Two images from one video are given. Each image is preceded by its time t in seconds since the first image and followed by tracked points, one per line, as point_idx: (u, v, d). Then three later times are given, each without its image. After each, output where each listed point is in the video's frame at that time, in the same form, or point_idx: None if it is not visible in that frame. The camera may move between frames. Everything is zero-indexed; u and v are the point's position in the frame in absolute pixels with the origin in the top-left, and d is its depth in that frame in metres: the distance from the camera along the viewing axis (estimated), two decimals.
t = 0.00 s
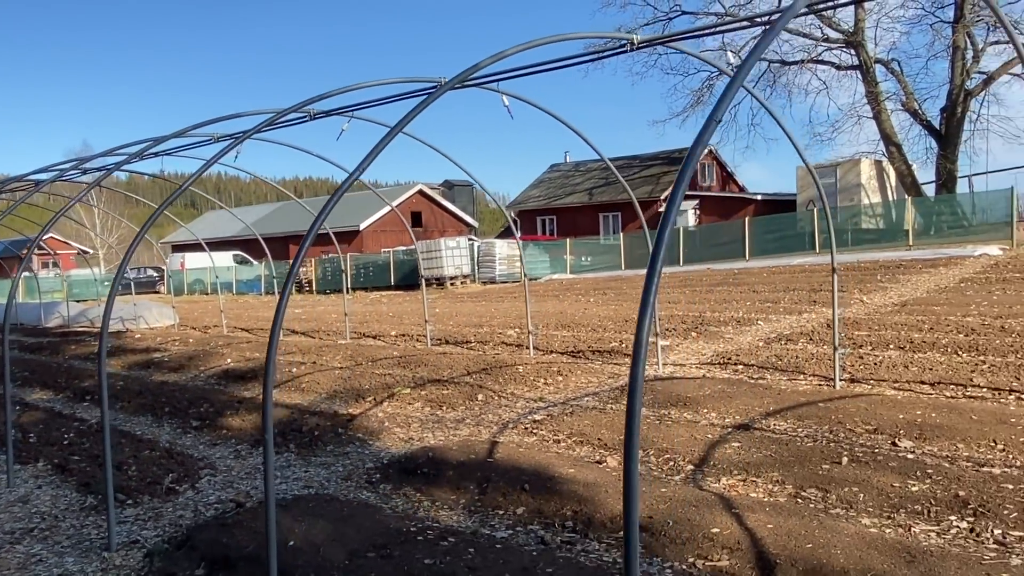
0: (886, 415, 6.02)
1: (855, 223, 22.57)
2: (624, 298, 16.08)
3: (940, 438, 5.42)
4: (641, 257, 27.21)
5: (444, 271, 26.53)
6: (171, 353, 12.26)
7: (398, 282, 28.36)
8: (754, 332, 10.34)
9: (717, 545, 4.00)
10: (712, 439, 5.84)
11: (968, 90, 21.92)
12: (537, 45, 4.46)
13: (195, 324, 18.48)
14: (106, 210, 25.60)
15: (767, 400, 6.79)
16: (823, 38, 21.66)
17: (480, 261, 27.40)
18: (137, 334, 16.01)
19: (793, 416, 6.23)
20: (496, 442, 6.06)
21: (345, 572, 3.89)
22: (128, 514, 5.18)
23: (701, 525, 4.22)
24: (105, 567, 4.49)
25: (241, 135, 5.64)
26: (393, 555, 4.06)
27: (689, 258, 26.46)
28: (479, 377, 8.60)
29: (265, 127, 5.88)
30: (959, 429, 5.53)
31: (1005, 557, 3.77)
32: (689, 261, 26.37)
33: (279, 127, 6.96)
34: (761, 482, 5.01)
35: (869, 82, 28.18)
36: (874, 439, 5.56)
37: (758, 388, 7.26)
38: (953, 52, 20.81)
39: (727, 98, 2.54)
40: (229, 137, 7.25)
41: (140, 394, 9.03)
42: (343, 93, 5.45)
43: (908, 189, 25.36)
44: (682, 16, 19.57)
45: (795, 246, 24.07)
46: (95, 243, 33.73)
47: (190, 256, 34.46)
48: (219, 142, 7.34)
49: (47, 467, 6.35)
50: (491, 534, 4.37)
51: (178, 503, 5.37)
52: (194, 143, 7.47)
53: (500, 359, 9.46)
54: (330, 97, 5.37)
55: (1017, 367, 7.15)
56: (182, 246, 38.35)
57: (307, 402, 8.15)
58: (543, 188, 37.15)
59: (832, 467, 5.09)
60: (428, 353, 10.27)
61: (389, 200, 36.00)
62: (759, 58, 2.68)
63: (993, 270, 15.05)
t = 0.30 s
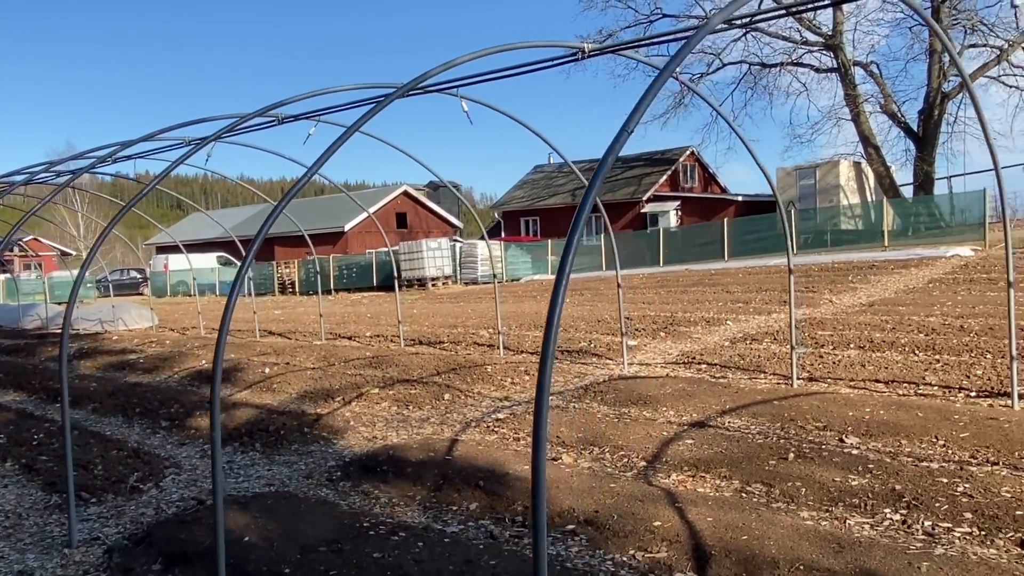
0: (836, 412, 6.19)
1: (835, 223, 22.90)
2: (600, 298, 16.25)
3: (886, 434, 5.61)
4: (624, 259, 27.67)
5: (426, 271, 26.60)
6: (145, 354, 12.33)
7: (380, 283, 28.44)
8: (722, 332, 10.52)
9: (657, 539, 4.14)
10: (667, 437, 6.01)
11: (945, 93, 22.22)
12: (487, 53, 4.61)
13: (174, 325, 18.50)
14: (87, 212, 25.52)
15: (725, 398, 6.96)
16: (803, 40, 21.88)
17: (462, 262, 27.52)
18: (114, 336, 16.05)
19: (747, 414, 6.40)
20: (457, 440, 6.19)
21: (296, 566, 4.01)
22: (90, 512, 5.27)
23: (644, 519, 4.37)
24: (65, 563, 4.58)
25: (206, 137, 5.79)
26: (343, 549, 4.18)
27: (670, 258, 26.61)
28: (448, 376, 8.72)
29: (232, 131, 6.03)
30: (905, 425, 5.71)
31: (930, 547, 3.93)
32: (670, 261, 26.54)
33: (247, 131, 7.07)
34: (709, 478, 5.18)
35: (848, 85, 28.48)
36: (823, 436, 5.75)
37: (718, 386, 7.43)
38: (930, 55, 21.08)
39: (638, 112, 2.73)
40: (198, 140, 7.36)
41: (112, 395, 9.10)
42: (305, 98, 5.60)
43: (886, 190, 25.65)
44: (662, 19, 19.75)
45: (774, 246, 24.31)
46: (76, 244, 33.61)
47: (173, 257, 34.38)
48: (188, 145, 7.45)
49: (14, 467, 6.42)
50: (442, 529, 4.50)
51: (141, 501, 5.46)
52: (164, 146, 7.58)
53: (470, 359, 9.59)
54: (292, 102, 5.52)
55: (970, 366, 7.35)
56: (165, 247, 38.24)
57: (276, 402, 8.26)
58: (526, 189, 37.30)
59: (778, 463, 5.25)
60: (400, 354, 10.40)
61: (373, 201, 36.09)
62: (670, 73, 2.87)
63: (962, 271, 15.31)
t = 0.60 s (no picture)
0: (813, 414, 6.32)
1: (834, 226, 22.83)
2: (595, 301, 16.39)
3: (858, 436, 5.72)
4: (621, 261, 27.68)
5: (426, 275, 26.70)
6: (142, 357, 12.50)
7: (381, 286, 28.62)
8: (710, 335, 10.65)
9: (623, 537, 4.27)
10: (645, 438, 6.13)
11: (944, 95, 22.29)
12: (461, 65, 4.75)
13: (174, 328, 18.67)
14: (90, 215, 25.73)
15: (706, 400, 7.08)
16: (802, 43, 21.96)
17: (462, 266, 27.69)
18: (113, 338, 16.23)
19: (726, 416, 6.54)
20: (440, 441, 6.32)
21: (273, 563, 4.13)
22: (80, 512, 5.41)
23: (611, 517, 4.49)
24: (53, 560, 4.72)
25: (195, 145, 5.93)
26: (320, 547, 4.31)
27: (669, 261, 26.63)
28: (437, 378, 8.86)
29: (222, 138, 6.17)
30: (877, 427, 5.82)
31: (886, 544, 4.05)
32: (669, 264, 26.59)
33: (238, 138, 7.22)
34: (681, 478, 5.31)
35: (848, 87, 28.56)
36: (797, 437, 5.88)
37: (700, 389, 7.56)
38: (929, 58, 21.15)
39: (586, 127, 2.89)
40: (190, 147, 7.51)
41: (108, 397, 9.25)
42: (291, 107, 5.75)
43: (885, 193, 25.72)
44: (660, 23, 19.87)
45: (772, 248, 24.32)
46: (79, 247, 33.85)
47: (176, 260, 34.61)
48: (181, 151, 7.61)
49: (7, 468, 6.56)
50: (418, 527, 4.63)
51: (130, 501, 5.60)
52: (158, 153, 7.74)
53: (461, 362, 9.73)
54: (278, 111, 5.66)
55: (948, 368, 7.46)
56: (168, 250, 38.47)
57: (268, 404, 8.41)
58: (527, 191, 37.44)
59: (750, 464, 5.38)
60: (392, 356, 10.54)
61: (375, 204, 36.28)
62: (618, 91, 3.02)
63: (955, 273, 15.40)
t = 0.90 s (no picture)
0: (817, 414, 6.38)
1: (855, 227, 22.63)
2: (611, 301, 16.49)
3: (860, 435, 5.79)
4: (640, 262, 27.64)
5: (444, 275, 26.92)
6: (162, 354, 12.76)
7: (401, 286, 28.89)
8: (722, 335, 10.71)
9: (620, 530, 4.37)
10: (649, 436, 6.24)
11: (968, 95, 22.10)
12: (465, 70, 4.87)
13: (196, 326, 18.99)
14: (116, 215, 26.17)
15: (712, 399, 7.17)
16: (824, 43, 21.85)
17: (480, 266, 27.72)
18: (137, 336, 16.55)
19: (731, 415, 6.62)
20: (448, 437, 6.46)
21: (280, 551, 4.29)
22: (99, 502, 5.60)
23: (610, 511, 4.60)
24: (72, 547, 4.91)
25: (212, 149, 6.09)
26: (326, 537, 4.45)
27: (687, 262, 26.63)
28: (449, 376, 9.00)
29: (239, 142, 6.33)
30: (879, 427, 5.87)
31: (878, 540, 4.12)
32: (687, 266, 26.58)
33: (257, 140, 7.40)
34: (682, 475, 5.40)
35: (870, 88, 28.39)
36: (799, 436, 5.96)
37: (707, 388, 7.64)
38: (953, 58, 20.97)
39: (574, 132, 2.98)
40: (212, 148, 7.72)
41: (130, 392, 9.49)
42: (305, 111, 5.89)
43: (908, 194, 25.53)
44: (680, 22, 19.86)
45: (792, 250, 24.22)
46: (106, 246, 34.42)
47: (200, 260, 35.09)
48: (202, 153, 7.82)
49: (31, 460, 6.78)
50: (422, 519, 4.76)
51: (147, 492, 5.79)
52: (180, 155, 7.96)
53: (473, 361, 9.87)
54: (292, 115, 5.79)
55: (956, 369, 7.48)
56: (192, 249, 38.99)
57: (283, 400, 8.59)
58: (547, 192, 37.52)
59: (750, 462, 5.45)
60: (406, 355, 10.70)
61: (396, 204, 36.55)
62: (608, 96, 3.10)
63: (973, 275, 15.32)
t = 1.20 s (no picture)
0: (842, 411, 6.44)
1: (898, 227, 22.29)
2: (645, 301, 16.56)
3: (884, 433, 5.83)
4: (677, 263, 27.53)
5: (480, 274, 27.20)
6: (205, 350, 13.15)
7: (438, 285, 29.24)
8: (754, 335, 10.75)
9: (639, 519, 4.51)
10: (674, 432, 6.35)
11: (1015, 93, 21.68)
12: (493, 74, 5.04)
13: (238, 323, 19.47)
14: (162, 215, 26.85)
15: (738, 396, 7.26)
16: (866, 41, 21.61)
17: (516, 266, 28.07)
18: (181, 332, 17.05)
19: (756, 412, 6.70)
20: (477, 430, 6.64)
21: (313, 534, 4.50)
22: (144, 487, 5.88)
23: (630, 502, 4.73)
24: (119, 528, 5.18)
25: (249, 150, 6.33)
26: (357, 521, 4.66)
27: (724, 263, 26.54)
28: (481, 372, 9.18)
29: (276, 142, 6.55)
30: (903, 425, 5.91)
31: (894, 533, 4.20)
32: (724, 266, 26.49)
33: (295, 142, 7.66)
34: (704, 470, 5.51)
35: (914, 86, 27.95)
36: (823, 433, 6.02)
37: (734, 386, 7.73)
38: (999, 55, 20.60)
39: (587, 134, 3.11)
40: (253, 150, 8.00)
41: (174, 386, 9.85)
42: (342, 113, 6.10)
43: (952, 194, 25.10)
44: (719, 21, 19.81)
45: (831, 251, 23.68)
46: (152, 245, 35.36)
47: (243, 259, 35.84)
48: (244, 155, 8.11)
49: (81, 448, 7.11)
50: (449, 507, 4.95)
51: (190, 478, 6.06)
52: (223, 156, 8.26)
53: (505, 358, 10.05)
54: (329, 118, 6.00)
55: (986, 369, 7.46)
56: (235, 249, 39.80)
57: (320, 394, 8.86)
58: (584, 193, 37.57)
59: (772, 457, 5.54)
60: (440, 352, 10.91)
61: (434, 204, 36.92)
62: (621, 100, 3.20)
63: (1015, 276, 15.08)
